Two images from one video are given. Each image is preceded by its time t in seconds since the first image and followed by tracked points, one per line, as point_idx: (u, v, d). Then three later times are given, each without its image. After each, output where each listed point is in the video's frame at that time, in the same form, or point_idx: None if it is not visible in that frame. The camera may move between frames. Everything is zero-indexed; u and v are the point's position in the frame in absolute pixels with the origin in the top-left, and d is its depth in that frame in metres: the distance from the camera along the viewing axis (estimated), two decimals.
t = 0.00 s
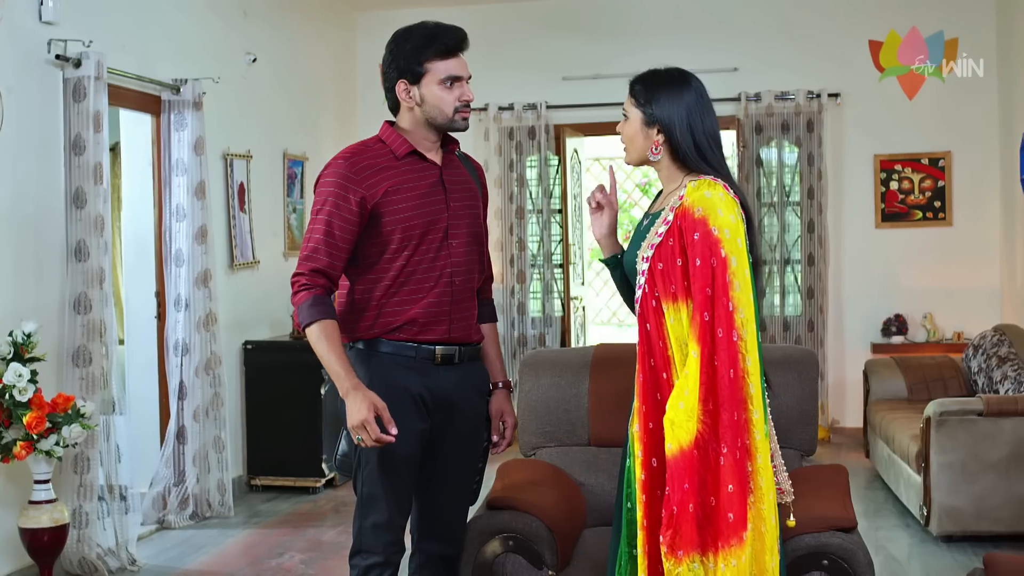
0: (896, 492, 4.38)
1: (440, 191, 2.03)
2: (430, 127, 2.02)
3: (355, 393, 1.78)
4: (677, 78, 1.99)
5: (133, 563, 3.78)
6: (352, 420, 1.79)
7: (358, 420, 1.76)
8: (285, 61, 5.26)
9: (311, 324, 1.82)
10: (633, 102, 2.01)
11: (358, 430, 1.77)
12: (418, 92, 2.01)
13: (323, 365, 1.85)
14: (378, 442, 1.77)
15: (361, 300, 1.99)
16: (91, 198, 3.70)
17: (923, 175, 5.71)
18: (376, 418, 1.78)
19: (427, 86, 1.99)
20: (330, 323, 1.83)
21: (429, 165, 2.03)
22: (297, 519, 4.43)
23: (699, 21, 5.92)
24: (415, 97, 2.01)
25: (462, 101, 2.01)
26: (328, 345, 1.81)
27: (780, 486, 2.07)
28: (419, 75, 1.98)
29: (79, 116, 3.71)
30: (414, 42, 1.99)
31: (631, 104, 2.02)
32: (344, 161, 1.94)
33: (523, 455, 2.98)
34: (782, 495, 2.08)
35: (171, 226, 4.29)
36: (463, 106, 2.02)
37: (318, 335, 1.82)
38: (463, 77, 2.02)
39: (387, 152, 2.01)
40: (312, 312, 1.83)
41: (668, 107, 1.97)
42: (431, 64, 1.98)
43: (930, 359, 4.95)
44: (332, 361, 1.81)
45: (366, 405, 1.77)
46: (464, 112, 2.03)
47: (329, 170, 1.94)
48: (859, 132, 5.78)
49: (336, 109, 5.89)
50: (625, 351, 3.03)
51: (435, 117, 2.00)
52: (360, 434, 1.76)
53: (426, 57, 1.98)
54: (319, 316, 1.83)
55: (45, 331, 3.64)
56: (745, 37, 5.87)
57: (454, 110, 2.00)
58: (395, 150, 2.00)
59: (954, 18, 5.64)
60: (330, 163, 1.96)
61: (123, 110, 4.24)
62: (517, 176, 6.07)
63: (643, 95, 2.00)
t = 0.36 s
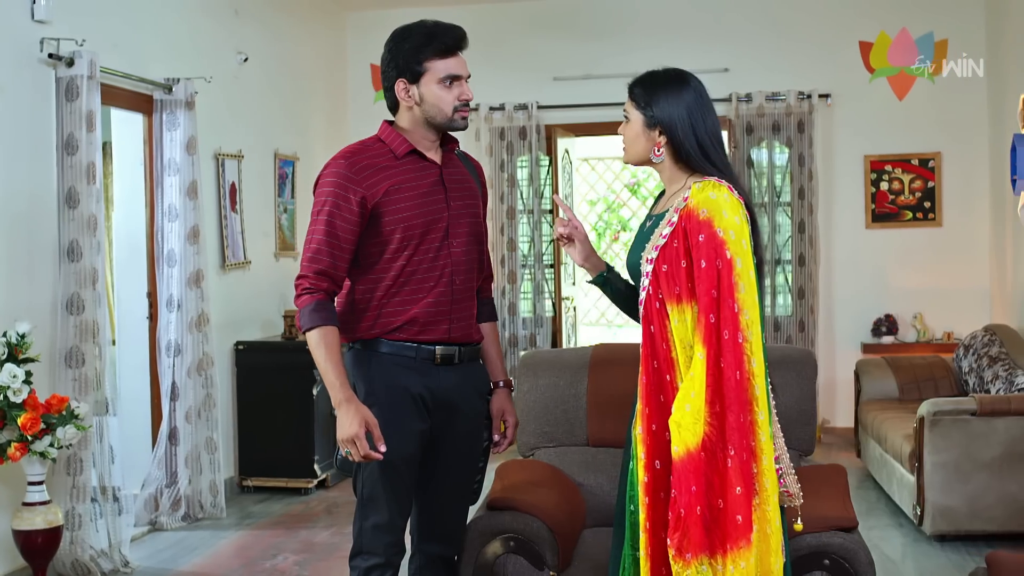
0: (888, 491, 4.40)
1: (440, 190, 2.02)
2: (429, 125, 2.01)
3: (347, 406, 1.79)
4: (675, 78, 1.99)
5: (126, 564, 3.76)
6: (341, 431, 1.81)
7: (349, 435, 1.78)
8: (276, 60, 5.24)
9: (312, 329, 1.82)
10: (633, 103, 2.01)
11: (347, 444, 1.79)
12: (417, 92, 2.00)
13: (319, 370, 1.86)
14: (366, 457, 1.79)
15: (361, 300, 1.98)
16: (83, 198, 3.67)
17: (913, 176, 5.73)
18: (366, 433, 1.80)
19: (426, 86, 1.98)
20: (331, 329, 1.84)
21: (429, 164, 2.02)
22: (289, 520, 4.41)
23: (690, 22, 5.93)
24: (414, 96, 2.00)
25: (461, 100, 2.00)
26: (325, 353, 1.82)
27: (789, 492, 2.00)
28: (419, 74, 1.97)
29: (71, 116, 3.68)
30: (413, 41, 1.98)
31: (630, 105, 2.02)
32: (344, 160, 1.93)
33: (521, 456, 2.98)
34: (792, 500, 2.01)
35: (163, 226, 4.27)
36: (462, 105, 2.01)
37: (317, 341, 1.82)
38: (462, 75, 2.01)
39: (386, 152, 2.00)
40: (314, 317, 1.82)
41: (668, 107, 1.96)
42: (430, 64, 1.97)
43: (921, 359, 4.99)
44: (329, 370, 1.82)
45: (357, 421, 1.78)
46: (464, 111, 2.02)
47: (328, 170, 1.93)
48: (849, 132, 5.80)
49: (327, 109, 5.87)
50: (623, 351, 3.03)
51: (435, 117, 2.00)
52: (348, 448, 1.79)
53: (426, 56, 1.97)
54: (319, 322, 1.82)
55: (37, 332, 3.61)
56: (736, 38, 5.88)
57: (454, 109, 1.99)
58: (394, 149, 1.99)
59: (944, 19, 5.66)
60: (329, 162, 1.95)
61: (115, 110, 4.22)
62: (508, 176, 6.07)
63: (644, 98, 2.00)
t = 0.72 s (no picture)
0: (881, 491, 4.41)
1: (441, 190, 2.02)
2: (431, 125, 1.99)
3: (346, 408, 1.78)
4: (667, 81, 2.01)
5: (119, 566, 3.74)
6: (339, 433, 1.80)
7: (348, 438, 1.76)
8: (267, 59, 5.23)
9: (314, 329, 1.80)
10: (639, 111, 2.00)
11: (345, 447, 1.78)
12: (419, 91, 1.98)
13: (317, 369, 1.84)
14: (365, 459, 1.78)
15: (361, 301, 1.97)
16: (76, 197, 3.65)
17: (903, 176, 5.75)
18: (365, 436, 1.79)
19: (427, 85, 1.96)
20: (331, 329, 1.82)
21: (429, 164, 2.02)
22: (282, 520, 4.40)
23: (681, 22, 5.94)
24: (416, 96, 1.98)
25: (463, 100, 1.98)
26: (325, 353, 1.80)
27: (791, 495, 2.01)
28: (421, 73, 1.95)
29: (64, 115, 3.66)
30: (413, 41, 1.96)
31: (634, 113, 2.00)
32: (344, 160, 1.92)
33: (520, 456, 2.97)
34: (794, 503, 2.01)
35: (155, 226, 4.26)
36: (463, 105, 1.99)
37: (317, 342, 1.81)
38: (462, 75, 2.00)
39: (387, 152, 1.99)
40: (314, 318, 1.81)
41: (681, 105, 1.98)
42: (431, 63, 1.95)
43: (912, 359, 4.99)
44: (329, 371, 1.80)
45: (356, 424, 1.77)
46: (464, 111, 2.00)
47: (328, 170, 1.92)
48: (839, 133, 5.81)
49: (318, 109, 5.86)
50: (622, 351, 3.02)
51: (436, 116, 1.98)
52: (347, 451, 1.77)
53: (427, 55, 1.95)
54: (320, 323, 1.81)
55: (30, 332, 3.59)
56: (727, 38, 5.89)
57: (456, 109, 1.97)
58: (395, 149, 1.98)
59: (934, 20, 5.69)
60: (329, 162, 1.94)
61: (107, 109, 4.20)
62: (498, 176, 6.06)
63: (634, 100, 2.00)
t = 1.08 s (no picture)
0: (873, 490, 4.42)
1: (441, 190, 2.01)
2: (432, 125, 1.98)
3: (350, 406, 1.77)
4: (680, 82, 2.02)
5: (112, 568, 3.72)
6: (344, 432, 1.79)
7: (354, 437, 1.75)
8: (258, 59, 5.21)
9: (315, 329, 1.79)
10: (643, 107, 2.01)
11: (351, 446, 1.77)
12: (421, 91, 1.97)
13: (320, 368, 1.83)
14: (370, 458, 1.77)
15: (361, 301, 1.96)
16: (69, 197, 3.62)
17: (893, 177, 5.77)
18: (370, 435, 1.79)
19: (428, 84, 1.95)
20: (332, 329, 1.81)
21: (429, 164, 2.01)
22: (275, 521, 4.38)
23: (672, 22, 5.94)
24: (417, 95, 1.97)
25: (464, 100, 1.97)
26: (328, 352, 1.79)
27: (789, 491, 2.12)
28: (423, 72, 1.94)
29: (57, 114, 3.64)
30: (416, 40, 1.95)
31: (640, 109, 2.02)
32: (345, 159, 1.91)
33: (518, 457, 2.97)
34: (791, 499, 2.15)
35: (147, 226, 4.23)
36: (464, 105, 1.98)
37: (319, 341, 1.79)
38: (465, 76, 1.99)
39: (388, 151, 1.98)
40: (315, 318, 1.79)
41: (686, 107, 1.99)
42: (433, 62, 1.94)
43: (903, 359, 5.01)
44: (331, 369, 1.79)
45: (361, 422, 1.76)
46: (465, 111, 1.99)
47: (329, 169, 1.91)
48: (829, 134, 5.83)
49: (308, 109, 5.84)
50: (620, 351, 3.03)
51: (436, 115, 1.97)
52: (353, 450, 1.77)
53: (428, 55, 1.94)
54: (322, 322, 1.79)
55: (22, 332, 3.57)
56: (718, 39, 5.90)
57: (456, 109, 1.96)
58: (396, 149, 1.97)
59: (923, 21, 5.71)
60: (330, 161, 1.93)
61: (99, 108, 4.19)
62: (489, 176, 6.06)
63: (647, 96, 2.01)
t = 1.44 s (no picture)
0: (863, 491, 4.43)
1: (440, 192, 2.00)
2: (432, 127, 1.98)
3: (352, 409, 1.75)
4: (702, 83, 2.07)
5: (103, 571, 3.69)
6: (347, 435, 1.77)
7: (357, 439, 1.73)
8: (247, 60, 5.19)
9: (314, 332, 1.77)
10: (657, 97, 2.08)
11: (354, 449, 1.75)
12: (421, 93, 1.96)
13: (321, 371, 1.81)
14: (375, 461, 1.74)
15: (361, 302, 1.95)
16: (60, 198, 3.60)
17: (880, 179, 5.80)
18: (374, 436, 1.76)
19: (428, 87, 1.95)
20: (332, 331, 1.79)
21: (429, 165, 2.00)
22: (265, 524, 4.36)
23: (660, 25, 5.95)
24: (417, 96, 1.97)
25: (465, 101, 1.97)
26: (329, 355, 1.77)
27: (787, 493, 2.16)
28: (424, 73, 1.93)
29: (47, 115, 3.62)
30: (417, 41, 1.95)
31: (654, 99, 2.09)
32: (345, 160, 1.90)
33: (514, 459, 2.97)
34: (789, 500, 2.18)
35: (137, 228, 4.21)
36: (464, 106, 1.98)
37: (319, 344, 1.77)
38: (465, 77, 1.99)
39: (386, 152, 1.97)
40: (316, 320, 1.78)
41: (701, 107, 2.04)
42: (433, 64, 1.93)
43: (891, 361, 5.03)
44: (332, 372, 1.77)
45: (365, 425, 1.74)
46: (465, 112, 1.99)
47: (328, 170, 1.89)
48: (817, 136, 5.85)
49: (296, 110, 5.82)
50: (616, 353, 3.02)
51: (437, 116, 1.96)
52: (357, 453, 1.74)
53: (430, 55, 1.94)
54: (322, 325, 1.78)
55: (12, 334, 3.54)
56: (706, 41, 5.92)
57: (457, 110, 1.96)
58: (395, 150, 1.96)
59: (910, 24, 5.75)
60: (329, 162, 1.92)
61: (87, 108, 4.16)
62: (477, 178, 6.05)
63: (667, 91, 2.07)
